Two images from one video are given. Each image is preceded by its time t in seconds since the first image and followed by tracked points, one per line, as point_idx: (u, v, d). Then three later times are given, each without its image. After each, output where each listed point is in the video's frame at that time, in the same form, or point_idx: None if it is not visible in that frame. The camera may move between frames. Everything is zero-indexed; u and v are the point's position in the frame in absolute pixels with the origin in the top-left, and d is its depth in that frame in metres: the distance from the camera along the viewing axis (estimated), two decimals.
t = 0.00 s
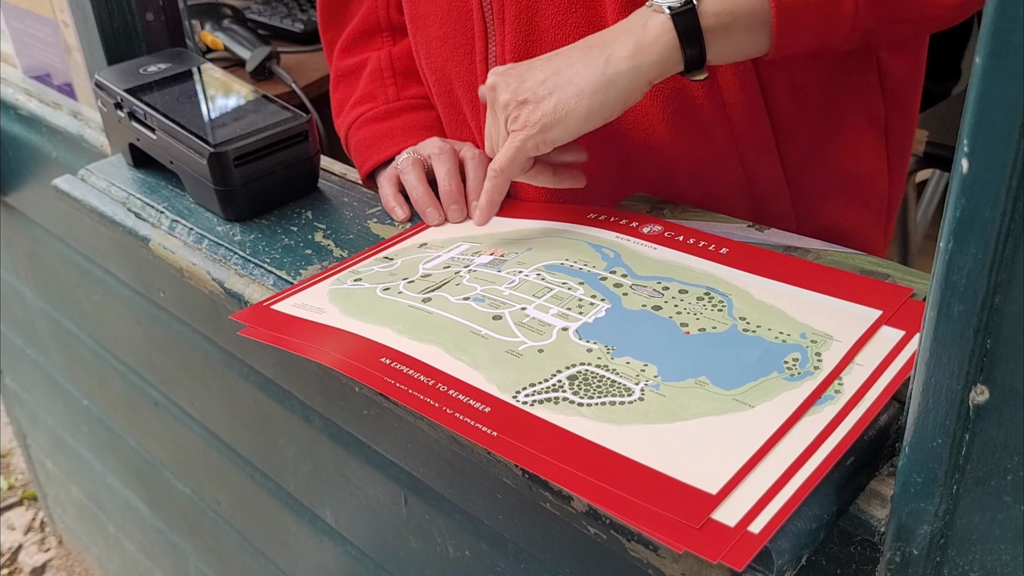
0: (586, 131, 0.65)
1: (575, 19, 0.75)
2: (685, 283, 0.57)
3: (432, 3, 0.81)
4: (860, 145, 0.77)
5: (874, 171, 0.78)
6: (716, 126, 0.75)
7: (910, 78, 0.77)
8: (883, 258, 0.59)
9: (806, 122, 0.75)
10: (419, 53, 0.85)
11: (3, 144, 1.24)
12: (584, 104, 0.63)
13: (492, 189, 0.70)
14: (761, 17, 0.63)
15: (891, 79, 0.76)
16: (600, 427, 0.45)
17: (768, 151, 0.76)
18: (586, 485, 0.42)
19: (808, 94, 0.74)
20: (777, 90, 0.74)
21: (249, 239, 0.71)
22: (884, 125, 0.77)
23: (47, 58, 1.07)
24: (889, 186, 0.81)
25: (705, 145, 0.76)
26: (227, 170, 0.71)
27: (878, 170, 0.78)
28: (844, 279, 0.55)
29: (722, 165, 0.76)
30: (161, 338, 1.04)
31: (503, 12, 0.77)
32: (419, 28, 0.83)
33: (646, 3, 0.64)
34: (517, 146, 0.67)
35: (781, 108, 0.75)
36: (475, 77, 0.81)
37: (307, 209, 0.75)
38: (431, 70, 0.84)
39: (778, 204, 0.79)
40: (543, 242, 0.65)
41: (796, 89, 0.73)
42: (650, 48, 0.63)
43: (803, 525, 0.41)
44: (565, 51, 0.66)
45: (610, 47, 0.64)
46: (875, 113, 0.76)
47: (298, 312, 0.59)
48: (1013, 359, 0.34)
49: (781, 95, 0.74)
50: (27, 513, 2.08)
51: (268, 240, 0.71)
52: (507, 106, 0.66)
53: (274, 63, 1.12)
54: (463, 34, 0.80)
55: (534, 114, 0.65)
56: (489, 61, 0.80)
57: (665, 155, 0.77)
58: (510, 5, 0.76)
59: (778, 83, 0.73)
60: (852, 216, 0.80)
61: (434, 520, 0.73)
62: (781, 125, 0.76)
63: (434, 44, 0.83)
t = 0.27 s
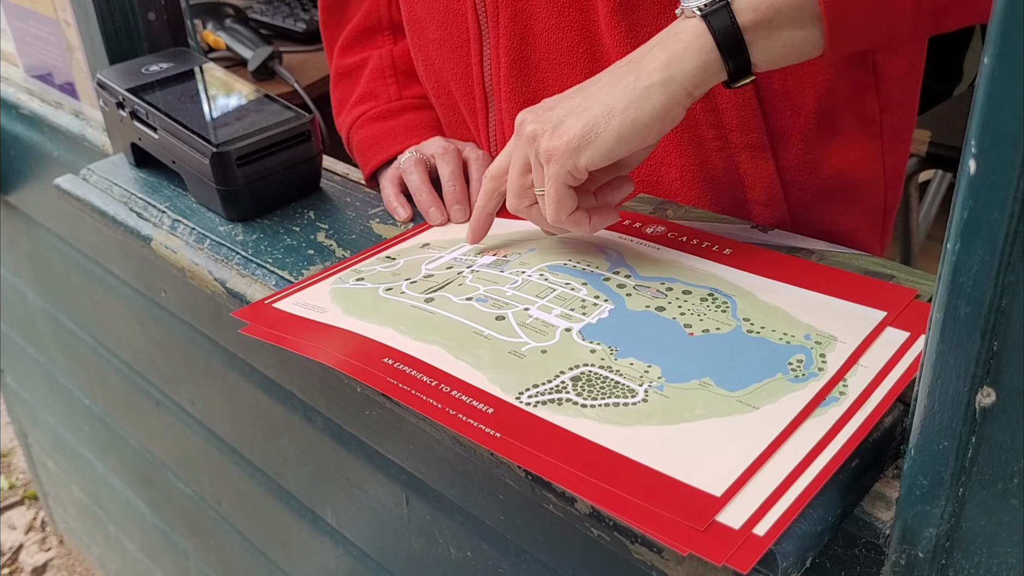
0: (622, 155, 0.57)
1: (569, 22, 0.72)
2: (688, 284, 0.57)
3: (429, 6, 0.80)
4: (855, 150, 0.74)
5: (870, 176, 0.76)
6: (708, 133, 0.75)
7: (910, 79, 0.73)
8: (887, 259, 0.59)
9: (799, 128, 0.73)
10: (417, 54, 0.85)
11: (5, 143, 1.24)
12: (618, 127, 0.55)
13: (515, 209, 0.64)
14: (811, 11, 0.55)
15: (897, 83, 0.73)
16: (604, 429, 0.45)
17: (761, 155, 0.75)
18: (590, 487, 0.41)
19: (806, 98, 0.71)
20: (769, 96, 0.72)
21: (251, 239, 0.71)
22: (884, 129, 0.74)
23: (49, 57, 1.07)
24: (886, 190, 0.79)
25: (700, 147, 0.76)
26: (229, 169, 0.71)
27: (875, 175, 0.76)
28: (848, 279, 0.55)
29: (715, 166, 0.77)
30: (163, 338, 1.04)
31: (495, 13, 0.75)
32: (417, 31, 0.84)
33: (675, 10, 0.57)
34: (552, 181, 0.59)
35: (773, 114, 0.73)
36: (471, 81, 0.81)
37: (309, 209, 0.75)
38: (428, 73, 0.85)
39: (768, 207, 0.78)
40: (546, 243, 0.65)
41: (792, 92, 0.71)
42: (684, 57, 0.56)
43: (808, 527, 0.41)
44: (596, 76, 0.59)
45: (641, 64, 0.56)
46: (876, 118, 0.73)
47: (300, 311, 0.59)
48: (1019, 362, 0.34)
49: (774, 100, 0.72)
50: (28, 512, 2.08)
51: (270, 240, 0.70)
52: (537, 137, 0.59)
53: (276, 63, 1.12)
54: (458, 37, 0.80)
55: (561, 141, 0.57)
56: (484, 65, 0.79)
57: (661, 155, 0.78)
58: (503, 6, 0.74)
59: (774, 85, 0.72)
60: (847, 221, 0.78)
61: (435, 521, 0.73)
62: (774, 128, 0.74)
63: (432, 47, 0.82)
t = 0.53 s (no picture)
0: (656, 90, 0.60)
1: (568, 23, 0.72)
2: (690, 283, 0.56)
3: (429, 7, 0.79)
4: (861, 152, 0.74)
5: (875, 180, 0.76)
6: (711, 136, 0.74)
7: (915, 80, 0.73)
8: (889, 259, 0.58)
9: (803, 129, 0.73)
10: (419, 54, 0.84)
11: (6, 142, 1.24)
12: (651, 69, 0.58)
13: (562, 183, 0.64)
14: None
15: (902, 86, 0.73)
16: (606, 429, 0.44)
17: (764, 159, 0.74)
18: (591, 488, 0.41)
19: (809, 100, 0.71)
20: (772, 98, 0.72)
21: (252, 238, 0.70)
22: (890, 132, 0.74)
23: (50, 56, 1.07)
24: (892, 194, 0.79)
25: (700, 151, 0.75)
26: (230, 169, 0.71)
27: (879, 178, 0.76)
28: (850, 279, 0.55)
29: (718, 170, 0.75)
30: (164, 337, 1.04)
31: (493, 13, 0.74)
32: (417, 33, 0.82)
33: None
34: (611, 133, 0.59)
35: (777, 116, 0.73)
36: (471, 83, 0.80)
37: (310, 208, 0.75)
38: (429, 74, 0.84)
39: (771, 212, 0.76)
40: (548, 242, 0.65)
41: (796, 95, 0.71)
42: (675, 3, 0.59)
43: (811, 528, 0.41)
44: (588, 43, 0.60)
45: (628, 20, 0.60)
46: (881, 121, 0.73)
47: (301, 309, 0.58)
48: None
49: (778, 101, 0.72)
50: (28, 511, 2.08)
51: (271, 239, 0.70)
52: (572, 105, 0.58)
53: (277, 62, 1.12)
54: (458, 39, 0.79)
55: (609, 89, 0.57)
56: (483, 66, 0.78)
57: (661, 157, 0.77)
58: (501, 7, 0.73)
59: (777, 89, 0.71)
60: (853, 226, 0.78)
61: (436, 521, 0.73)
62: (777, 132, 0.74)
63: (433, 48, 0.81)
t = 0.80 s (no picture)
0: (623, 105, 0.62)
1: (569, 28, 0.71)
2: (693, 284, 0.56)
3: (433, 10, 0.79)
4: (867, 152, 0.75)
5: (887, 182, 0.76)
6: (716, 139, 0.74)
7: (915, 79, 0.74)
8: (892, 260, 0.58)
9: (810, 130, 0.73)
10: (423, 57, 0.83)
11: (7, 141, 1.24)
12: (625, 80, 0.61)
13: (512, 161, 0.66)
14: None
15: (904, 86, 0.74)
16: (609, 429, 0.44)
17: (774, 164, 0.74)
18: (594, 488, 0.41)
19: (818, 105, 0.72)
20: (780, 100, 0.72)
21: (254, 238, 0.70)
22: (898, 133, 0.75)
23: (52, 55, 1.07)
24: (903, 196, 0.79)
25: (707, 156, 0.74)
26: (231, 169, 0.70)
27: (891, 180, 0.76)
28: (852, 280, 0.55)
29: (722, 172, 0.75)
30: (165, 337, 1.04)
31: (496, 17, 0.74)
32: (420, 35, 0.82)
33: None
34: (567, 128, 0.62)
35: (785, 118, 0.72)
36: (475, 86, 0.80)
37: (311, 208, 0.74)
38: (432, 76, 0.83)
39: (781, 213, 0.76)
40: (550, 242, 0.65)
41: (806, 97, 0.71)
42: (668, 18, 0.61)
43: (814, 529, 0.41)
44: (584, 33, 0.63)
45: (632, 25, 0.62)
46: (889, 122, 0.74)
47: (303, 308, 0.58)
48: None
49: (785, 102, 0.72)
50: (29, 511, 2.08)
51: (273, 239, 0.70)
52: (542, 88, 0.61)
53: (279, 62, 1.12)
54: (462, 42, 0.79)
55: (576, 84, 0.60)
56: (486, 69, 0.78)
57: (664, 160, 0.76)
58: (504, 10, 0.73)
59: (787, 96, 0.71)
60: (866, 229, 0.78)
61: (437, 521, 0.73)
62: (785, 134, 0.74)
63: (436, 50, 0.81)
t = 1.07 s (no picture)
0: (605, 176, 0.58)
1: (570, 29, 0.71)
2: (695, 284, 0.56)
3: (434, 10, 0.79)
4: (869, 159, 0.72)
5: (882, 188, 0.74)
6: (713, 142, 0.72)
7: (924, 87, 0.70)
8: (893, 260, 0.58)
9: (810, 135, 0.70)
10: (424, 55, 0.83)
11: (8, 140, 1.24)
12: (602, 148, 0.56)
13: (487, 220, 0.64)
14: (802, 36, 0.56)
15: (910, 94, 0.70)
16: (611, 429, 0.44)
17: (769, 166, 0.71)
18: (596, 489, 0.41)
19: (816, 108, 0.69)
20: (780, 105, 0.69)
21: (255, 237, 0.70)
22: (898, 141, 0.71)
23: (53, 54, 1.06)
24: (901, 203, 0.76)
25: (702, 157, 0.73)
26: (233, 168, 0.70)
27: (888, 186, 0.74)
28: (854, 280, 0.55)
29: (719, 176, 0.74)
30: (166, 336, 1.04)
31: (497, 19, 0.74)
32: (421, 35, 0.82)
33: (666, 32, 0.58)
34: (542, 197, 0.59)
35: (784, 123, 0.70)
36: (475, 87, 0.80)
37: (313, 207, 0.74)
38: (433, 76, 0.83)
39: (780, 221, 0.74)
40: (552, 242, 0.64)
41: (805, 103, 0.68)
42: (673, 82, 0.56)
43: (817, 530, 0.41)
44: (580, 96, 0.60)
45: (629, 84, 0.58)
46: (888, 129, 0.70)
47: (304, 308, 0.58)
48: None
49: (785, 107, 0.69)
50: (29, 509, 2.08)
51: (274, 238, 0.70)
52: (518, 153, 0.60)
53: (280, 61, 1.12)
54: (462, 43, 0.78)
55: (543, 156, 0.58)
56: (487, 70, 0.78)
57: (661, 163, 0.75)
58: (505, 12, 0.73)
59: (784, 97, 0.69)
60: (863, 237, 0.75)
61: (438, 520, 0.73)
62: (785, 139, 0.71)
63: (437, 50, 0.81)
